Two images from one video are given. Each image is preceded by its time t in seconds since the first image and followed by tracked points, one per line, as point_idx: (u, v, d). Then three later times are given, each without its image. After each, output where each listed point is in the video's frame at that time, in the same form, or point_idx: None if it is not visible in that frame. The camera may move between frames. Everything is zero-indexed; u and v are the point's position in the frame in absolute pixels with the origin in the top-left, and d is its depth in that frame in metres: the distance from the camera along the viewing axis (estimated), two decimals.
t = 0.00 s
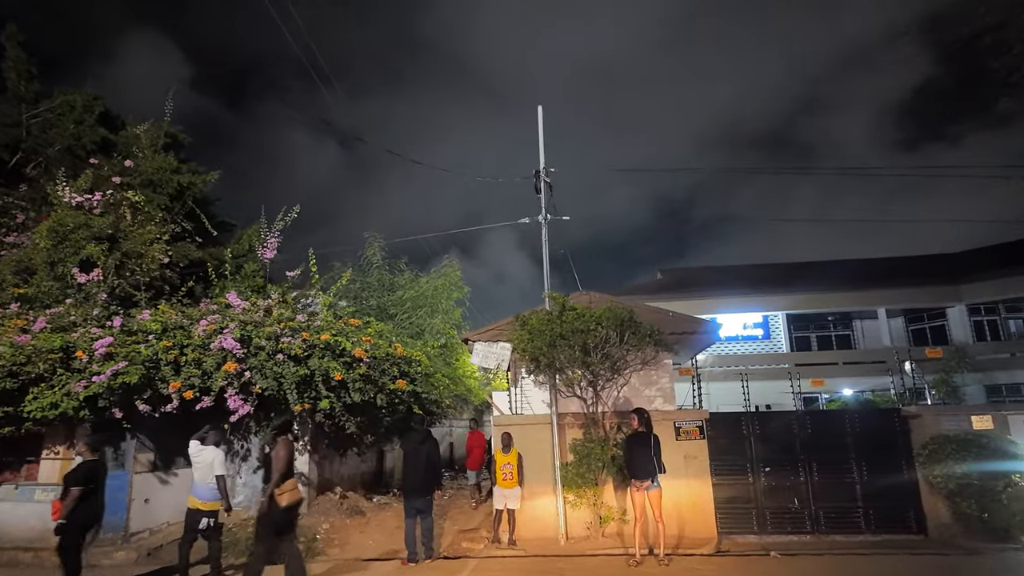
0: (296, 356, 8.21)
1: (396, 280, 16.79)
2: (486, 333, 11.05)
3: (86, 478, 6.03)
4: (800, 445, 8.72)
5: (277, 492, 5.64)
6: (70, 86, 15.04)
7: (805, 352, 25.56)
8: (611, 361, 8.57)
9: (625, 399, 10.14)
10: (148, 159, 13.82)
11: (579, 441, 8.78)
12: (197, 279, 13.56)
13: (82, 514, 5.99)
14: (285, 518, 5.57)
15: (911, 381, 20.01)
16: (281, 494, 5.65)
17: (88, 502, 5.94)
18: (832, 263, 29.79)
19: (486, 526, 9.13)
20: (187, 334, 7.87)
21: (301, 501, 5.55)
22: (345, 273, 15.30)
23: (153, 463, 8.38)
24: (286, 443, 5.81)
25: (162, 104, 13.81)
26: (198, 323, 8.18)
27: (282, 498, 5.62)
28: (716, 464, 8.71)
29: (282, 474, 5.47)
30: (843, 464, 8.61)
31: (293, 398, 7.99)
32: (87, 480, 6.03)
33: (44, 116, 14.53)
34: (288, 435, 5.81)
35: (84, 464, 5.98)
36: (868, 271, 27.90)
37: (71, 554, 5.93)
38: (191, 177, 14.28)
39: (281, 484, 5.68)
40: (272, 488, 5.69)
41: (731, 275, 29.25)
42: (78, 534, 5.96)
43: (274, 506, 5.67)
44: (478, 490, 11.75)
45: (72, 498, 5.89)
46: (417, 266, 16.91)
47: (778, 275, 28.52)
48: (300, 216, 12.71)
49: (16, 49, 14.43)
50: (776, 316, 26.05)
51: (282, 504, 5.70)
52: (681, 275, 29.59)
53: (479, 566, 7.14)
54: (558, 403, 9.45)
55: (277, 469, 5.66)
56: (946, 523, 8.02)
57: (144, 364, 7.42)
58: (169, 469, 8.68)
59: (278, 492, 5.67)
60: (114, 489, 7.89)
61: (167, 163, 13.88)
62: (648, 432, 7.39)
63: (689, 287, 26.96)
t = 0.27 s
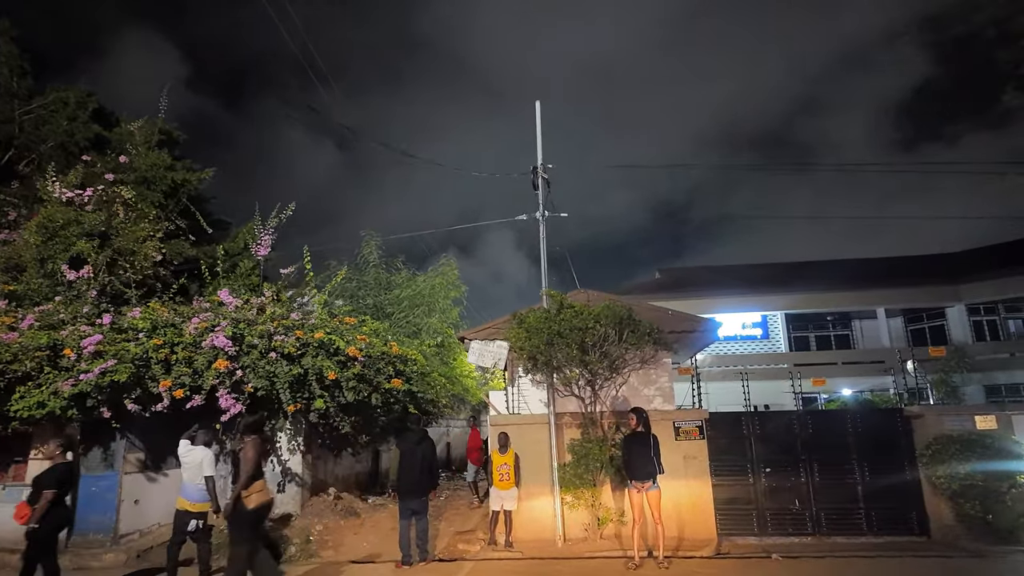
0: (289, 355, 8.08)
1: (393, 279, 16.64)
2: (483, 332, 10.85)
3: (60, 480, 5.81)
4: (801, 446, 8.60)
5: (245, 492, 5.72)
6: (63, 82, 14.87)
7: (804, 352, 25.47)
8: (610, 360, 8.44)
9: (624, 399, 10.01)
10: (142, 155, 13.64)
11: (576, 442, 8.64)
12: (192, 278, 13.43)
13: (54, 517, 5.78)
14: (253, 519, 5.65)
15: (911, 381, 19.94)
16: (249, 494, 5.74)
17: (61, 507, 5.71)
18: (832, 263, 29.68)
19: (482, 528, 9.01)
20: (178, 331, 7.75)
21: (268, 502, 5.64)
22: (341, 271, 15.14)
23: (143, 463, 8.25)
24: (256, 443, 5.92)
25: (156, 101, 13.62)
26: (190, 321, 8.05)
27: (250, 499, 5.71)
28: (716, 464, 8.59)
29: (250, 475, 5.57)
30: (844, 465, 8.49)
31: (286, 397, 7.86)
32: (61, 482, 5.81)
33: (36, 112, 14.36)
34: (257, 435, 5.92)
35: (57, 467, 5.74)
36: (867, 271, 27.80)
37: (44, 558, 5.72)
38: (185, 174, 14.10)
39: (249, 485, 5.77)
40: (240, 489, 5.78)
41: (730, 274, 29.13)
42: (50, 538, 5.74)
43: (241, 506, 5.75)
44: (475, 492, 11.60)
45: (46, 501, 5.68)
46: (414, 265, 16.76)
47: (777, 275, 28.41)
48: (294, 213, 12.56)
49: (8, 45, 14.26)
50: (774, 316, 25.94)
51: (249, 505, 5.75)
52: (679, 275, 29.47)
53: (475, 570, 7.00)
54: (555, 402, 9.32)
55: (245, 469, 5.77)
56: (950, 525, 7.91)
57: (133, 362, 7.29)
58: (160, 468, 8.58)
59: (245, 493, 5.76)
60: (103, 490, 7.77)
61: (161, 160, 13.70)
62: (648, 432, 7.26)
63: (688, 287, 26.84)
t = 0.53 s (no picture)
0: (282, 353, 7.95)
1: (390, 278, 16.52)
2: (479, 330, 10.54)
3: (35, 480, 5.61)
4: (802, 445, 8.50)
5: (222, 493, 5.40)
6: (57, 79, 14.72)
7: (802, 352, 25.40)
8: (608, 359, 8.33)
9: (623, 399, 9.89)
10: (136, 151, 13.47)
11: (574, 442, 8.53)
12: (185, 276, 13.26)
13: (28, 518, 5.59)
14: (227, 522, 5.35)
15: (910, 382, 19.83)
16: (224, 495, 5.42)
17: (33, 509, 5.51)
18: (831, 262, 29.58)
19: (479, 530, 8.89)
20: (169, 329, 7.63)
21: (241, 505, 5.30)
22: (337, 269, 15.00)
23: (133, 464, 8.23)
24: (229, 442, 5.58)
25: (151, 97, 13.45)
26: (181, 319, 7.93)
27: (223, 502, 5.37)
28: (716, 465, 8.49)
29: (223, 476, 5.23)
30: (846, 466, 8.39)
31: (279, 397, 7.73)
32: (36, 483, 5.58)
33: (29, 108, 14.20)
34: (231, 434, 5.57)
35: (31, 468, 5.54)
36: (866, 270, 27.71)
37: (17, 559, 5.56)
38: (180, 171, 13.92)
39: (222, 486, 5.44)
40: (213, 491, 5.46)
41: (729, 274, 29.03)
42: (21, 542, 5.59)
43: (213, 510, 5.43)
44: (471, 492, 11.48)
45: (20, 500, 5.53)
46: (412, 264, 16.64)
47: (776, 275, 28.32)
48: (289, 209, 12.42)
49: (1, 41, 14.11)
50: (773, 316, 25.86)
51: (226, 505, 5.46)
52: (678, 275, 29.37)
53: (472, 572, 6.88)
54: (553, 402, 9.22)
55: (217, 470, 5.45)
56: (954, 526, 7.80)
57: (123, 360, 7.17)
58: (150, 467, 8.51)
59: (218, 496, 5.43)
60: (92, 490, 7.82)
61: (155, 156, 13.54)
62: (645, 431, 7.14)
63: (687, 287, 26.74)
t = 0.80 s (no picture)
0: (276, 352, 7.84)
1: (387, 276, 16.40)
2: (476, 328, 10.57)
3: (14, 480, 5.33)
4: (803, 446, 8.40)
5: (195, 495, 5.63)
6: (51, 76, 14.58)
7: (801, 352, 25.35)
8: (607, 358, 8.23)
9: (621, 398, 9.81)
10: (130, 149, 13.34)
11: (572, 442, 8.42)
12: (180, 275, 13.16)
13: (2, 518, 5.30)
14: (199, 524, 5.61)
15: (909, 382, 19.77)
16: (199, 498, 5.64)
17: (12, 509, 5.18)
18: (830, 262, 29.52)
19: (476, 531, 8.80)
20: (161, 327, 7.53)
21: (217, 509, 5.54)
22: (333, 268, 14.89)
23: (125, 465, 8.13)
24: (209, 445, 5.75)
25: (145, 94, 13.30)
26: (174, 317, 7.82)
27: (199, 505, 5.59)
28: (716, 465, 8.40)
29: (202, 483, 5.42)
30: (846, 466, 8.30)
31: (271, 396, 7.61)
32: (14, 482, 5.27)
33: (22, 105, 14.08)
34: (210, 439, 5.73)
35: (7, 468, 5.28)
36: (865, 270, 27.65)
37: None
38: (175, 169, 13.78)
39: (199, 490, 5.63)
40: (189, 494, 5.64)
41: (728, 274, 28.96)
42: None
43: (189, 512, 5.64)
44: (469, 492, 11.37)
45: None
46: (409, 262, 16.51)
47: (775, 275, 28.25)
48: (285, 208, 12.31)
49: None
50: (772, 316, 25.80)
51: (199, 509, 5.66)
52: (677, 275, 29.29)
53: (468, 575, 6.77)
54: (551, 401, 9.12)
55: (195, 474, 5.62)
56: (957, 528, 7.71)
57: (113, 359, 7.07)
58: (141, 467, 8.41)
59: (195, 499, 5.62)
60: (84, 490, 7.71)
61: (149, 154, 13.41)
62: (644, 432, 7.04)
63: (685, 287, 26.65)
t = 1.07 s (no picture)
0: (270, 351, 7.76)
1: (384, 276, 16.32)
2: (473, 327, 10.51)
3: None
4: (802, 446, 8.32)
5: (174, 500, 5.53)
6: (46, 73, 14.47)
7: (799, 352, 25.31)
8: (604, 357, 8.15)
9: (620, 398, 9.74)
10: (125, 147, 13.24)
11: (569, 443, 8.35)
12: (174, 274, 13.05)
13: None
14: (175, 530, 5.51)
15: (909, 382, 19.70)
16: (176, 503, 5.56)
17: None
18: (829, 262, 29.48)
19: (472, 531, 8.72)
20: (154, 326, 7.44)
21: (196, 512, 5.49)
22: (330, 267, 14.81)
23: (117, 464, 8.08)
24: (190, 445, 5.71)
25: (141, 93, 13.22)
26: (166, 315, 7.73)
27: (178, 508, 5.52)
28: (715, 466, 8.32)
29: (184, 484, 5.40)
30: (846, 466, 8.23)
31: (266, 396, 7.53)
32: None
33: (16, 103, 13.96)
34: (191, 440, 5.71)
35: None
36: (864, 270, 27.62)
37: None
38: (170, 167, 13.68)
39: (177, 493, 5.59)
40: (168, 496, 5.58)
41: (726, 274, 28.90)
42: None
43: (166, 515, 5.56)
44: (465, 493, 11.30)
45: None
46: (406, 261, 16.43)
47: (774, 275, 28.20)
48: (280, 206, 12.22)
49: None
50: (770, 316, 25.75)
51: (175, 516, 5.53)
52: (675, 274, 29.23)
53: None
54: (549, 401, 9.05)
55: (174, 476, 5.59)
56: (958, 529, 7.65)
57: (105, 358, 6.98)
58: (133, 468, 8.33)
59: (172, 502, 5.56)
60: (75, 491, 7.67)
61: (145, 152, 13.31)
62: (642, 432, 6.95)
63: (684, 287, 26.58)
